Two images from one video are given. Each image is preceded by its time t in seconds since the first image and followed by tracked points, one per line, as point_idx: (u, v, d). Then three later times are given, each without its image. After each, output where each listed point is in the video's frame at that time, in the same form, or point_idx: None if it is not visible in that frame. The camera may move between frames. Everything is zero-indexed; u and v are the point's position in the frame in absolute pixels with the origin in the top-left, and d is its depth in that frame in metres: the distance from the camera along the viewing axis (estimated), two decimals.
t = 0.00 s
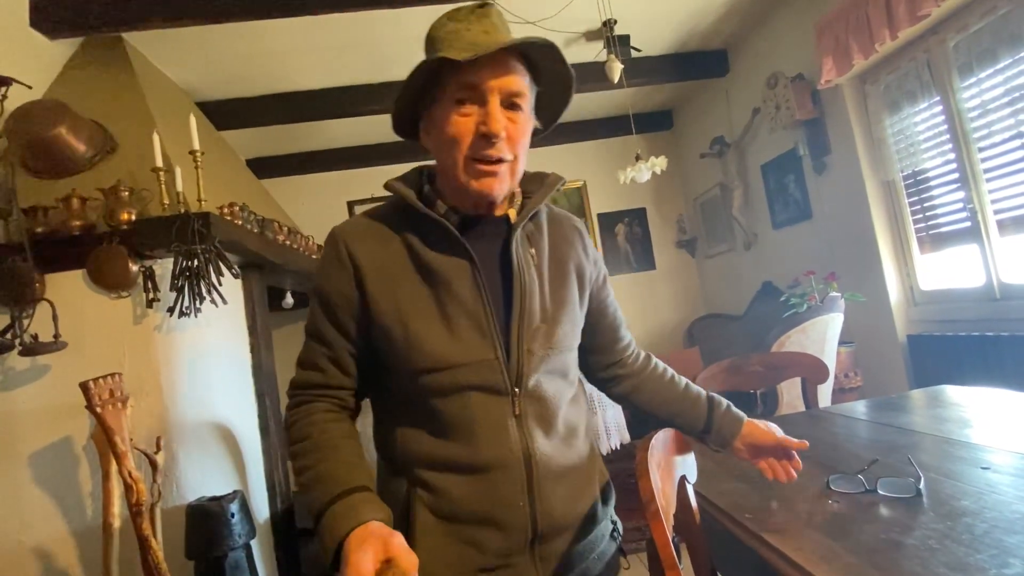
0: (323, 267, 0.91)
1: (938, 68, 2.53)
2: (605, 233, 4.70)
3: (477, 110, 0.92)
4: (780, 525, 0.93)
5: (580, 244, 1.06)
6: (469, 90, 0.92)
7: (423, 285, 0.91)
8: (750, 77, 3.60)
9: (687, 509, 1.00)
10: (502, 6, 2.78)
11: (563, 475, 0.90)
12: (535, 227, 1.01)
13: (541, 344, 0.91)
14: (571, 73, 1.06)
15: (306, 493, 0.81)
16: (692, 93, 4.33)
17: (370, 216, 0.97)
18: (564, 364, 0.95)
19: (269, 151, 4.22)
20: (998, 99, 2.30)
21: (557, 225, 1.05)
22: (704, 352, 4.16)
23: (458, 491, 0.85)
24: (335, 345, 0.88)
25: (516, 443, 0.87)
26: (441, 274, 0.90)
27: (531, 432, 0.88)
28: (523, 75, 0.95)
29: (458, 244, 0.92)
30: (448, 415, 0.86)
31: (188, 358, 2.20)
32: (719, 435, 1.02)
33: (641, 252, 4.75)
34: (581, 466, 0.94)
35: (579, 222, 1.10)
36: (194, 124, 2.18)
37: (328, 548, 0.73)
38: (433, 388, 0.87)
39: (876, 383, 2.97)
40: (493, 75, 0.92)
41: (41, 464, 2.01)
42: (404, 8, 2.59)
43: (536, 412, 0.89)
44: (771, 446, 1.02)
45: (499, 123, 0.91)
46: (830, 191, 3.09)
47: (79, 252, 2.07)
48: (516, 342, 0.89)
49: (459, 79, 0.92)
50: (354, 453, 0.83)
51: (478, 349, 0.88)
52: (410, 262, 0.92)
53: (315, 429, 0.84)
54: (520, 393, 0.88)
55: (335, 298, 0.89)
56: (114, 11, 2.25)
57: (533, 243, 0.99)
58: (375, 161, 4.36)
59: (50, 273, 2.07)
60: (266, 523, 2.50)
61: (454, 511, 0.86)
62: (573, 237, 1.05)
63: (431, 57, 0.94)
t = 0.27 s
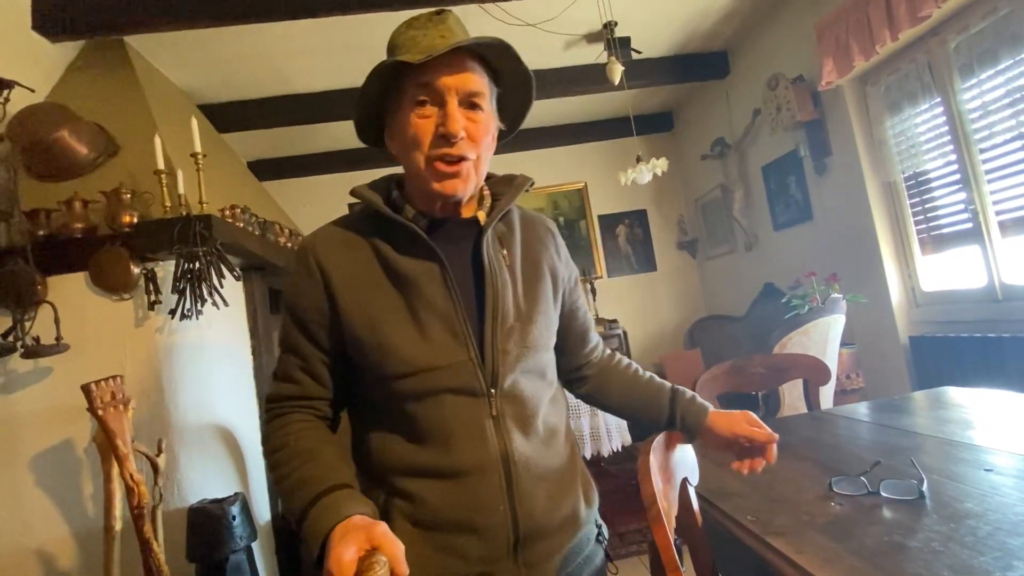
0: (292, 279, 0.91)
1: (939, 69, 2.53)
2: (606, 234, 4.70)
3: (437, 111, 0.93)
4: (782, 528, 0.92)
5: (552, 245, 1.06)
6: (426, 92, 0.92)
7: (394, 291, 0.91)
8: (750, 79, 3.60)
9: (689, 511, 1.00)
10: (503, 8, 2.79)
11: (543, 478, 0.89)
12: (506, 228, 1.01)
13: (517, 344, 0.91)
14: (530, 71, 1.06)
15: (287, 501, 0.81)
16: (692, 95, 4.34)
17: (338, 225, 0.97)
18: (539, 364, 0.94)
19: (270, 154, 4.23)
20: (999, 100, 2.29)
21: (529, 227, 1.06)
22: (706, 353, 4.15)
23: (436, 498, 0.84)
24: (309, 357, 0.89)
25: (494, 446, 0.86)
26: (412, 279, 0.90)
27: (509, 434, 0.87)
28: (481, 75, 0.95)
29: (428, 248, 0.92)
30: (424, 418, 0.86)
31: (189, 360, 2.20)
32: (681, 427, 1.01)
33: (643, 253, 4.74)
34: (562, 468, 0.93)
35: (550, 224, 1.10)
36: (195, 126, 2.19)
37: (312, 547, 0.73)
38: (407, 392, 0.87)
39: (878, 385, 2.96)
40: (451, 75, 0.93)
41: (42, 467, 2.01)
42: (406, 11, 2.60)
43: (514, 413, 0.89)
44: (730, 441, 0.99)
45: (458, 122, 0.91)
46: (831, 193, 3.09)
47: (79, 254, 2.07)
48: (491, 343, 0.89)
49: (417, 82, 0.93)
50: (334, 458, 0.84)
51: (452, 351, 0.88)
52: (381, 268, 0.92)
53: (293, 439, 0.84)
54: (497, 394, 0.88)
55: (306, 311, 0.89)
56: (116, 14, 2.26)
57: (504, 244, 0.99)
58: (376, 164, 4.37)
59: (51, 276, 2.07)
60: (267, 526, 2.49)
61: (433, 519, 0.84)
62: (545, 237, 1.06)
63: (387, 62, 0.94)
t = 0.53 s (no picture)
0: (267, 287, 0.90)
1: (938, 67, 2.53)
2: (606, 232, 4.70)
3: (412, 116, 0.93)
4: (781, 524, 0.93)
5: (529, 247, 1.07)
6: (401, 97, 0.93)
7: (372, 295, 0.91)
8: (750, 77, 3.60)
9: (689, 507, 1.00)
10: (503, 6, 2.78)
11: (527, 477, 0.89)
12: (483, 230, 1.02)
13: (496, 342, 0.92)
14: (502, 75, 1.06)
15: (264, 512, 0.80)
16: (692, 93, 4.34)
17: (314, 232, 0.97)
18: (519, 363, 0.95)
19: (269, 152, 4.23)
20: (998, 98, 2.29)
21: (507, 229, 1.07)
22: (706, 351, 4.16)
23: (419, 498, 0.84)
24: (288, 364, 0.88)
25: (476, 445, 0.86)
26: (390, 281, 0.91)
27: (491, 432, 0.87)
28: (455, 80, 0.96)
29: (407, 251, 0.93)
30: (405, 418, 0.86)
31: (189, 359, 2.20)
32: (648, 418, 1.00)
33: (643, 251, 4.75)
34: (546, 466, 0.93)
35: (528, 226, 1.11)
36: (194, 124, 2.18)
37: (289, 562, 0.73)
38: (387, 392, 0.87)
39: (877, 382, 2.97)
40: (424, 80, 0.93)
41: (41, 466, 2.01)
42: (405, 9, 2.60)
43: (496, 411, 0.89)
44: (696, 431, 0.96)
45: (433, 126, 0.92)
46: (831, 191, 3.09)
47: (79, 253, 2.07)
48: (471, 342, 0.90)
49: (392, 88, 0.94)
50: (315, 467, 0.84)
51: (431, 351, 0.88)
52: (359, 272, 0.92)
53: (271, 449, 0.84)
54: (478, 391, 0.88)
55: (285, 318, 0.88)
56: (115, 12, 2.25)
57: (483, 245, 1.00)
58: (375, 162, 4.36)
59: (51, 274, 2.07)
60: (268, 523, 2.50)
61: (417, 519, 0.84)
62: (522, 239, 1.07)
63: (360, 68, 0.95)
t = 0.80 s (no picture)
0: (272, 286, 0.92)
1: (935, 69, 2.54)
2: (605, 233, 4.70)
3: (420, 117, 0.96)
4: (780, 524, 0.93)
5: (530, 245, 1.07)
6: (410, 99, 0.96)
7: (373, 290, 0.92)
8: (748, 78, 3.61)
9: (687, 507, 1.00)
10: (502, 8, 2.79)
11: (530, 471, 0.88)
12: (482, 228, 1.02)
13: (494, 334, 0.92)
14: (507, 85, 1.10)
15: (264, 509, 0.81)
16: (691, 94, 4.35)
17: (322, 232, 0.99)
18: (520, 357, 0.94)
19: (268, 153, 4.23)
20: (995, 100, 2.30)
21: (507, 227, 1.06)
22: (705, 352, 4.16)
23: (419, 493, 0.84)
24: (291, 361, 0.89)
25: (477, 437, 0.86)
26: (389, 276, 0.92)
27: (492, 425, 0.87)
28: (461, 86, 1.00)
29: (405, 247, 0.93)
30: (404, 413, 0.86)
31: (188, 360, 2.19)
32: (663, 385, 1.00)
33: (642, 252, 4.75)
34: (553, 463, 0.92)
35: (529, 225, 1.11)
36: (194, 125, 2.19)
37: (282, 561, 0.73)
38: (386, 386, 0.87)
39: (876, 383, 2.98)
40: (433, 84, 0.97)
41: (39, 467, 2.01)
42: (404, 11, 2.61)
43: (496, 406, 0.89)
44: (709, 384, 0.95)
45: (440, 127, 0.94)
46: (829, 193, 3.10)
47: (79, 253, 2.08)
48: (469, 335, 0.90)
49: (401, 90, 0.97)
50: (315, 470, 0.83)
51: (430, 343, 0.88)
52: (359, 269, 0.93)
53: (274, 447, 0.84)
54: (477, 384, 0.88)
55: (288, 315, 0.90)
56: (115, 14, 2.26)
57: (481, 242, 1.00)
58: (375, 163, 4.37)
59: (51, 275, 2.08)
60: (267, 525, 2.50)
61: (418, 514, 0.84)
62: (523, 237, 1.06)
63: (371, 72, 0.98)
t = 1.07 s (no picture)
0: (280, 288, 0.93)
1: (934, 78, 2.55)
2: (606, 241, 4.71)
3: (448, 129, 0.98)
4: (783, 533, 0.92)
5: (537, 249, 1.06)
6: (441, 111, 0.99)
7: (381, 291, 0.93)
8: (748, 87, 3.63)
9: (689, 517, 0.99)
10: (503, 17, 2.82)
11: (538, 473, 0.87)
12: (486, 232, 1.03)
13: (501, 335, 0.92)
14: (526, 107, 1.12)
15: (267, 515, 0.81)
16: (691, 103, 4.37)
17: (337, 234, 0.99)
18: (526, 359, 0.93)
19: (271, 161, 4.25)
20: (994, 108, 2.31)
21: (512, 232, 1.06)
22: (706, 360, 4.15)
23: (425, 497, 0.84)
24: (296, 362, 0.89)
25: (484, 438, 0.85)
26: (397, 277, 0.92)
27: (500, 426, 0.87)
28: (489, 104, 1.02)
29: (414, 248, 0.94)
30: (410, 414, 0.86)
31: (189, 367, 2.20)
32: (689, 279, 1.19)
33: (642, 260, 4.76)
34: (563, 468, 0.91)
35: (534, 228, 1.11)
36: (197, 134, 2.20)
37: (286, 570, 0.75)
38: (393, 387, 0.87)
39: (878, 391, 2.97)
40: (465, 99, 0.99)
41: (39, 475, 2.01)
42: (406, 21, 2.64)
43: (504, 407, 0.88)
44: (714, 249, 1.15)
45: (467, 141, 0.97)
46: (830, 200, 3.11)
47: (82, 262, 2.07)
48: (475, 337, 0.90)
49: (432, 102, 0.99)
50: (318, 474, 0.84)
51: (436, 344, 0.89)
52: (368, 271, 0.94)
53: (277, 452, 0.84)
54: (484, 385, 0.88)
55: (296, 316, 0.90)
56: (121, 24, 2.29)
57: (486, 246, 1.00)
58: (376, 171, 4.39)
59: (53, 283, 2.08)
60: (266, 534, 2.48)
61: (424, 518, 0.83)
62: (530, 241, 1.06)
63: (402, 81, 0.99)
